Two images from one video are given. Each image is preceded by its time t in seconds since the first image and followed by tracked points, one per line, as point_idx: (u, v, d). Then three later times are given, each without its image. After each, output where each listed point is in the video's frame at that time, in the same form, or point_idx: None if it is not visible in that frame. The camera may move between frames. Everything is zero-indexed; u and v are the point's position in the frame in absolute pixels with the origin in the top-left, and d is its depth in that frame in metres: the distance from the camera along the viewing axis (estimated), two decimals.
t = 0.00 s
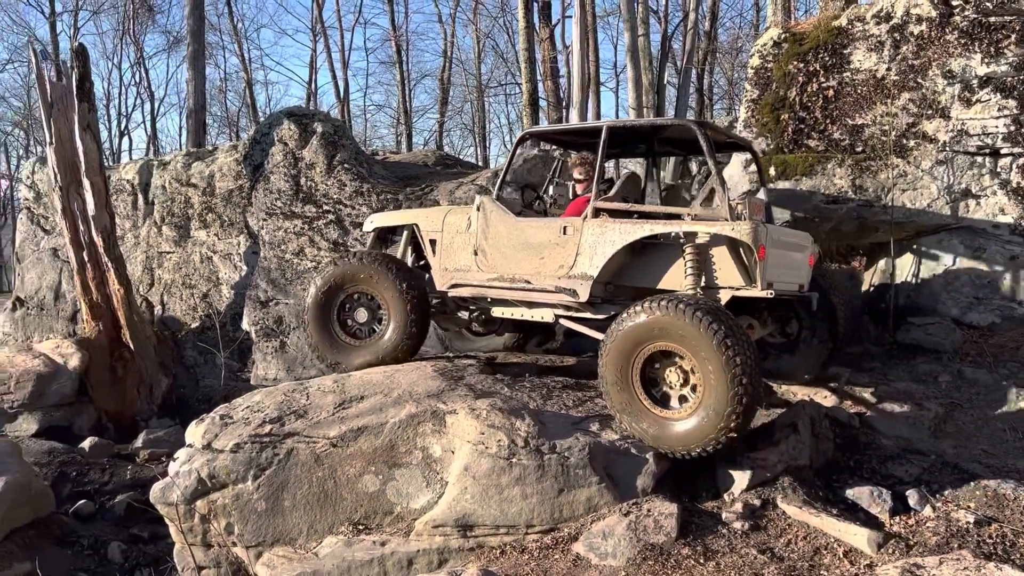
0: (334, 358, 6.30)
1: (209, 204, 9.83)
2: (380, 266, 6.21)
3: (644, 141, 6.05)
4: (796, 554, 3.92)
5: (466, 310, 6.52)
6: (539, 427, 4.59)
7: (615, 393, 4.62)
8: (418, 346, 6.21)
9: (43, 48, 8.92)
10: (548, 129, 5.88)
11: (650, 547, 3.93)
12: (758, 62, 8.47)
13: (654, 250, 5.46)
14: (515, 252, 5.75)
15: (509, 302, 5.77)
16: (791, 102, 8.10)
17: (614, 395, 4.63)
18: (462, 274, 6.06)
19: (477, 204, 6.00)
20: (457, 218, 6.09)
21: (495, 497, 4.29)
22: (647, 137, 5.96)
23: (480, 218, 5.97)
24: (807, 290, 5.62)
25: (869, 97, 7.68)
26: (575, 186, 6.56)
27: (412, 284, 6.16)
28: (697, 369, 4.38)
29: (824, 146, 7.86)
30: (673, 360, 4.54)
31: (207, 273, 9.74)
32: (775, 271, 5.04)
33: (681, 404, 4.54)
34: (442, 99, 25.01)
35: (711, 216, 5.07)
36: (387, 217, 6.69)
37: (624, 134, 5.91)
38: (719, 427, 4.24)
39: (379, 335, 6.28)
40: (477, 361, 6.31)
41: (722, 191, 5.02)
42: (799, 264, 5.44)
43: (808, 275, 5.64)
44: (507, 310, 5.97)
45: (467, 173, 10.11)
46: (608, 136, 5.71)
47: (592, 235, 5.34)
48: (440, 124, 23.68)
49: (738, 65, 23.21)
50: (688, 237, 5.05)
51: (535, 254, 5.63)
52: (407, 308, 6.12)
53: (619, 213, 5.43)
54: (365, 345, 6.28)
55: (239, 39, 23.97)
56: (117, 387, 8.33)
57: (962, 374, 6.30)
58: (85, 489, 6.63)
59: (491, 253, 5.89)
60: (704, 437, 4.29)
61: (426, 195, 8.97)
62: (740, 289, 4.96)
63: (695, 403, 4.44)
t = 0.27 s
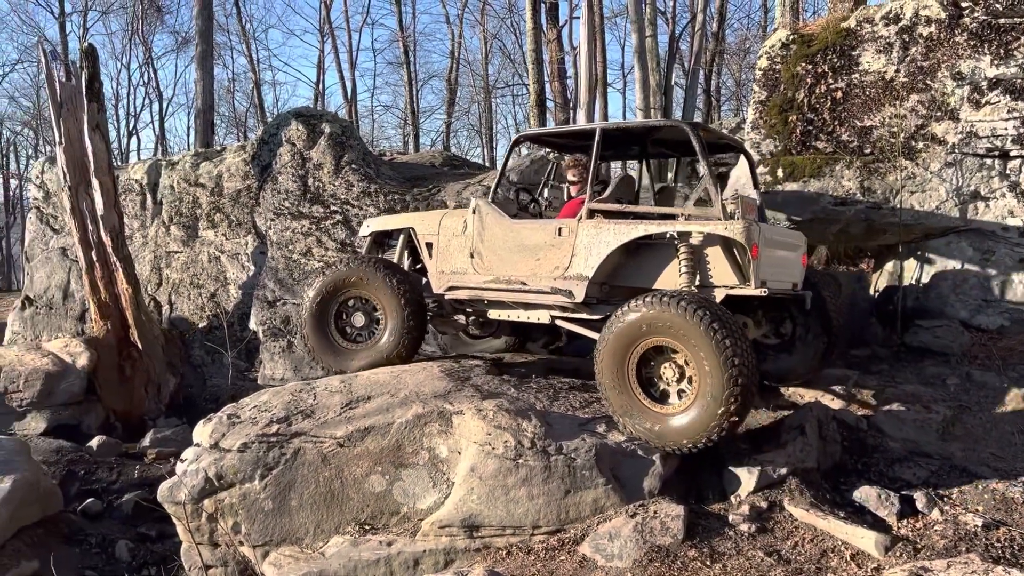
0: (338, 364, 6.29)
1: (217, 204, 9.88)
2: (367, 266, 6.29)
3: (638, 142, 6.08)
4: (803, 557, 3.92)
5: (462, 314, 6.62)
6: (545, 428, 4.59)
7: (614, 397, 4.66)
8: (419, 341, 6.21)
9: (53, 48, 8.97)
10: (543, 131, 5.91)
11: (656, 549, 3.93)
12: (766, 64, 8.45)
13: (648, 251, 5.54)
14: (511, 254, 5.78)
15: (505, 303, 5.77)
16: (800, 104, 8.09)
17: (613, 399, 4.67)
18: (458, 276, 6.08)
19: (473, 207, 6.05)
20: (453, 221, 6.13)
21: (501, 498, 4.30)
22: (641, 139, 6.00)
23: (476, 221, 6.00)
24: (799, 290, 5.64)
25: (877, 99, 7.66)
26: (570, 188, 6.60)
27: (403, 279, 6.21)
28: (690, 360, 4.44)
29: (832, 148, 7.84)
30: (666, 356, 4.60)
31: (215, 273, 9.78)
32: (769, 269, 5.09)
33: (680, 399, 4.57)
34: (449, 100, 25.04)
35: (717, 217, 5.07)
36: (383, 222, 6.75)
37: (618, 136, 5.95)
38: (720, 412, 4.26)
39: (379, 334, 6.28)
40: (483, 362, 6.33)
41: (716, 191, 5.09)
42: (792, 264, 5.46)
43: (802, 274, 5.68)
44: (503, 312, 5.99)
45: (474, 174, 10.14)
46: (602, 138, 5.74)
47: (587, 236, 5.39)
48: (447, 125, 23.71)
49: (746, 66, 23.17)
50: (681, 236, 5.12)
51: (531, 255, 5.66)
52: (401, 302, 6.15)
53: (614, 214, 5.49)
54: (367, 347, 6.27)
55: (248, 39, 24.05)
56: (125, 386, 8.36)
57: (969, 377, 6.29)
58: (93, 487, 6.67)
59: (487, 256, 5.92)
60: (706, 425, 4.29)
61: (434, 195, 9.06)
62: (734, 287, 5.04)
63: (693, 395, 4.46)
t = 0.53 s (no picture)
0: (342, 367, 6.31)
1: (226, 204, 9.92)
2: (359, 268, 6.37)
3: (637, 146, 6.08)
4: (809, 559, 3.91)
5: (461, 316, 6.63)
6: (552, 429, 4.60)
7: (616, 400, 4.75)
8: (420, 336, 6.22)
9: (64, 49, 9.02)
10: (543, 135, 5.89)
11: (662, 550, 3.93)
12: (774, 65, 8.40)
13: (646, 252, 5.58)
14: (511, 256, 5.80)
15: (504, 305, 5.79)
16: (808, 105, 8.05)
17: (616, 403, 4.75)
18: (457, 279, 6.11)
19: (472, 209, 6.07)
20: (453, 223, 6.15)
21: (508, 498, 4.31)
22: (639, 143, 6.00)
23: (475, 223, 6.02)
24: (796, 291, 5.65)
25: (886, 101, 7.63)
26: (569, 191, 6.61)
27: (397, 276, 6.27)
28: (686, 354, 4.55)
29: (840, 149, 7.81)
30: (663, 353, 4.71)
31: (223, 272, 9.82)
32: (768, 270, 5.08)
33: (680, 396, 4.66)
34: (456, 100, 25.08)
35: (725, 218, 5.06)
36: (382, 226, 6.81)
37: (616, 139, 5.94)
38: (721, 401, 4.34)
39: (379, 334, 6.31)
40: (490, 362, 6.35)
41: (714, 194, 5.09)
42: (790, 264, 5.46)
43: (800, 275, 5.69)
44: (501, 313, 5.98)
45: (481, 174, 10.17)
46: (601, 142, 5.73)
47: (586, 237, 5.41)
48: (454, 125, 23.73)
49: (753, 67, 23.12)
50: (679, 237, 5.16)
51: (530, 257, 5.69)
52: (396, 298, 6.19)
53: (613, 215, 5.51)
54: (369, 348, 6.30)
55: (256, 39, 24.14)
56: (133, 385, 8.40)
57: (978, 380, 6.26)
58: (101, 486, 6.72)
59: (486, 258, 5.95)
60: (708, 416, 4.37)
61: (441, 196, 9.12)
62: (732, 289, 5.04)
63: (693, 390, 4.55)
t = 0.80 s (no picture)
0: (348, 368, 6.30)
1: (235, 203, 9.97)
2: (356, 270, 6.41)
3: (636, 145, 6.07)
4: (817, 561, 3.89)
5: (463, 318, 6.62)
6: (559, 429, 4.60)
7: (621, 402, 4.77)
8: (421, 333, 6.21)
9: (75, 48, 9.07)
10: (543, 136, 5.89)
11: (669, 551, 3.93)
12: (783, 65, 8.42)
13: (646, 252, 5.57)
14: (511, 257, 5.81)
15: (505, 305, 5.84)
16: (817, 105, 8.04)
17: (620, 405, 4.77)
18: (458, 279, 6.15)
19: (473, 210, 6.10)
20: (454, 224, 6.19)
21: (514, 498, 4.31)
22: (639, 142, 5.99)
23: (476, 224, 6.05)
24: (796, 291, 5.66)
25: (896, 101, 7.59)
26: (568, 192, 6.59)
27: (393, 274, 6.29)
28: (683, 349, 4.57)
29: (850, 149, 7.78)
30: (662, 351, 4.73)
31: (232, 272, 9.86)
32: (767, 268, 5.07)
33: (683, 392, 4.66)
34: (465, 100, 25.09)
35: (733, 219, 5.03)
36: (384, 228, 6.86)
37: (616, 139, 5.94)
38: (722, 389, 4.33)
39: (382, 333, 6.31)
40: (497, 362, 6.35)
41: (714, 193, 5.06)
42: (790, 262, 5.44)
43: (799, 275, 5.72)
44: (504, 315, 6.09)
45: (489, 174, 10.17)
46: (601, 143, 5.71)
47: (586, 237, 5.39)
48: (463, 125, 23.74)
49: (763, 68, 23.03)
50: (679, 237, 5.14)
51: (531, 257, 5.68)
52: (393, 294, 6.20)
53: (614, 215, 5.49)
54: (373, 347, 6.31)
55: (265, 39, 24.21)
56: (141, 383, 8.43)
57: (988, 382, 6.22)
58: (109, 483, 6.75)
59: (487, 258, 5.96)
60: (712, 406, 4.35)
61: (449, 196, 9.13)
62: (731, 288, 5.02)
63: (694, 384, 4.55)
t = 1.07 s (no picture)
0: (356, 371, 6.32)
1: (245, 203, 10.02)
2: (351, 275, 6.45)
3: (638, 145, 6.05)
4: (826, 562, 3.88)
5: (467, 319, 6.67)
6: (567, 429, 4.60)
7: (626, 405, 4.76)
8: (424, 330, 6.24)
9: (86, 47, 9.12)
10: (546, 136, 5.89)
11: (678, 552, 3.92)
12: (794, 65, 8.41)
13: (647, 252, 5.60)
14: (514, 258, 5.80)
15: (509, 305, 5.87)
16: (828, 105, 8.02)
17: (625, 408, 4.76)
18: (462, 280, 6.15)
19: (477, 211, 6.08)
20: (457, 225, 6.17)
21: (523, 498, 4.31)
22: (641, 142, 5.99)
23: (480, 225, 6.04)
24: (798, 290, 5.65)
25: (907, 102, 7.55)
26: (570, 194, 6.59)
27: (389, 274, 6.34)
28: (684, 346, 4.59)
29: (860, 150, 7.75)
30: (663, 350, 4.75)
31: (242, 271, 9.90)
32: (769, 267, 5.05)
33: (687, 390, 4.66)
34: (474, 100, 25.10)
35: (742, 219, 5.01)
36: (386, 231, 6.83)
37: (618, 139, 5.94)
38: (727, 381, 4.34)
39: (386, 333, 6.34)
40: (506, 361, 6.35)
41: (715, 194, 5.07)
42: (792, 262, 5.43)
43: (802, 276, 5.69)
44: (507, 315, 6.11)
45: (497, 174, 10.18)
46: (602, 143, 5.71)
47: (589, 237, 5.40)
48: (472, 125, 23.74)
49: (773, 68, 22.94)
50: (681, 237, 5.13)
51: (534, 258, 5.69)
52: (391, 293, 6.24)
53: (616, 215, 5.51)
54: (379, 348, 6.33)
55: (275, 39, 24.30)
56: (151, 381, 8.47)
57: (999, 384, 6.17)
58: (119, 481, 6.79)
59: (491, 259, 5.96)
60: (718, 399, 4.36)
61: (458, 196, 9.15)
62: (733, 287, 5.00)
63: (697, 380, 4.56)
